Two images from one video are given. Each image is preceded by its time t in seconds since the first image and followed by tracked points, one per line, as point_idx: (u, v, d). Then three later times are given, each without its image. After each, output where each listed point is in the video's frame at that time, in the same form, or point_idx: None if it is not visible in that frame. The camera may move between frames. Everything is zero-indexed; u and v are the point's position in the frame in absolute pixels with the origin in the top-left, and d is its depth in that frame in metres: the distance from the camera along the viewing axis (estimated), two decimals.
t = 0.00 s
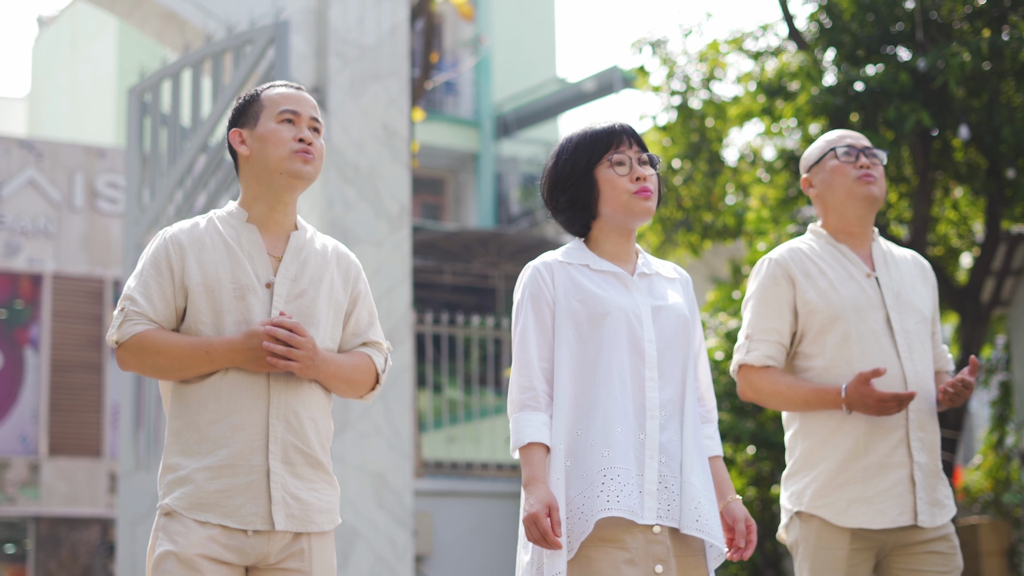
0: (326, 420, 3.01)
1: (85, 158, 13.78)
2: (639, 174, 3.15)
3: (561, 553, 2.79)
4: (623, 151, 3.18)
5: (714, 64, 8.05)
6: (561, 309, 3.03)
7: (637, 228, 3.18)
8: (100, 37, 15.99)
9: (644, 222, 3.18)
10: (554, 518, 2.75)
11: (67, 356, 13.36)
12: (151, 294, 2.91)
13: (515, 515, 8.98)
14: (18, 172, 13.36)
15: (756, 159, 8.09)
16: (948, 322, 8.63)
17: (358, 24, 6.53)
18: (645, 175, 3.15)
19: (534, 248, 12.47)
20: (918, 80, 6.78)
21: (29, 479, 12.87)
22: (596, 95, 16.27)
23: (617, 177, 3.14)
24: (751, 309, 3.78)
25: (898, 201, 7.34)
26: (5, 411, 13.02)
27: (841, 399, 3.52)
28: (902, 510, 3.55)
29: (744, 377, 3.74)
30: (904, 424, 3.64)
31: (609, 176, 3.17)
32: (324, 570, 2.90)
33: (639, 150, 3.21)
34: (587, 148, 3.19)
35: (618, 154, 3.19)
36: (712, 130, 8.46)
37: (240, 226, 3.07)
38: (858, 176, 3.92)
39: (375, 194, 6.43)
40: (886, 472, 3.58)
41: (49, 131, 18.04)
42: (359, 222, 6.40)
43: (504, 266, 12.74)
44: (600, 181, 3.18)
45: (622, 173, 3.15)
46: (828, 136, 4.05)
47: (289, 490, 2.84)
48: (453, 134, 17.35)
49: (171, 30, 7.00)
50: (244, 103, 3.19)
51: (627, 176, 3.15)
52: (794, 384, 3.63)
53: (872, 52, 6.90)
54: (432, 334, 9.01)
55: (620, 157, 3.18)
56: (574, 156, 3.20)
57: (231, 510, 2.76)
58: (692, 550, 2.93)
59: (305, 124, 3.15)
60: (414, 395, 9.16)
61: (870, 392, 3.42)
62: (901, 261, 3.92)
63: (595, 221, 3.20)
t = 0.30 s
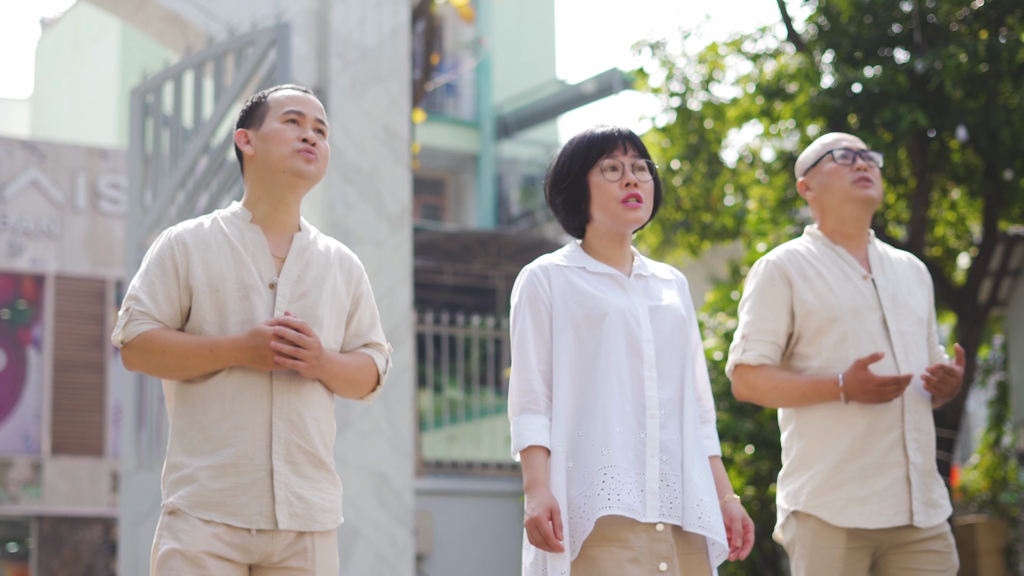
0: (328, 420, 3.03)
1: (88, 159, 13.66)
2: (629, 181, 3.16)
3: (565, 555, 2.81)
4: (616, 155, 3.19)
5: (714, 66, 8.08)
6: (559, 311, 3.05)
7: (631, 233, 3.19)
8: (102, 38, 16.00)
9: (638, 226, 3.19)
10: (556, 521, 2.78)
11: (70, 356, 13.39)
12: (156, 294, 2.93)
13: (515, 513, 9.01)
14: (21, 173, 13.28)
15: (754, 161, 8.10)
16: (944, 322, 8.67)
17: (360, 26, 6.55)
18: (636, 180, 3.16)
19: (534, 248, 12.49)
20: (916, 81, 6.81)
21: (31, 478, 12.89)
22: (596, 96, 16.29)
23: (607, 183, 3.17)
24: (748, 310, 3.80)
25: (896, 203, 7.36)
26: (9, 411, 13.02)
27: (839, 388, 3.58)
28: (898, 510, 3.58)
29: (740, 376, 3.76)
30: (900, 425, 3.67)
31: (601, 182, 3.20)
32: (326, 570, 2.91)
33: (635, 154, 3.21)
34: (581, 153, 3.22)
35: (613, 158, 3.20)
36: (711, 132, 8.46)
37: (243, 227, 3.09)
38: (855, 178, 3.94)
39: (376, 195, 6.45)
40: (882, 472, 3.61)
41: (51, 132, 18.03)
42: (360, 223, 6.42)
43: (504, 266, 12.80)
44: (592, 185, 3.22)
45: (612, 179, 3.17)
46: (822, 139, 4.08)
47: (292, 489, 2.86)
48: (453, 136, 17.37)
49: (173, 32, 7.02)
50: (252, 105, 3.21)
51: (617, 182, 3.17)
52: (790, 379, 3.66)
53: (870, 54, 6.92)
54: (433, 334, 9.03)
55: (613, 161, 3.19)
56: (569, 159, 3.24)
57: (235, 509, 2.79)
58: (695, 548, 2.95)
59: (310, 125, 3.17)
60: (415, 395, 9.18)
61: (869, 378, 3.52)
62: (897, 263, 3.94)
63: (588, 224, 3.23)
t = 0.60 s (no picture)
0: (330, 418, 3.06)
1: (90, 160, 13.70)
2: (633, 184, 3.18)
3: (563, 553, 2.83)
4: (622, 158, 3.21)
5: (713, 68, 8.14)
6: (557, 311, 3.08)
7: (630, 235, 3.22)
8: (105, 40, 16.02)
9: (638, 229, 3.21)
10: (554, 521, 2.80)
11: (72, 356, 13.43)
12: (159, 295, 2.96)
13: (515, 513, 9.03)
14: (24, 174, 13.33)
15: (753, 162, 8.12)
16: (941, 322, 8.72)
17: (360, 28, 6.58)
18: (641, 184, 3.18)
19: (533, 248, 12.52)
20: (912, 83, 6.84)
21: (34, 478, 12.92)
22: (596, 97, 16.33)
23: (612, 185, 3.18)
24: (744, 311, 3.82)
25: (893, 204, 7.42)
26: (12, 409, 13.02)
27: (838, 375, 3.62)
28: (893, 509, 3.60)
29: (738, 377, 3.78)
30: (896, 424, 3.70)
31: (606, 182, 3.22)
32: (329, 568, 2.94)
33: (640, 157, 3.23)
34: (586, 153, 3.23)
35: (617, 160, 3.22)
36: (709, 133, 8.48)
37: (243, 227, 3.11)
38: (852, 181, 3.97)
39: (376, 196, 6.47)
40: (878, 471, 3.63)
41: (54, 133, 18.06)
42: (361, 223, 6.44)
43: (504, 267, 12.84)
44: (596, 185, 3.23)
45: (617, 181, 3.19)
46: (820, 141, 4.10)
47: (295, 487, 2.89)
48: (454, 137, 17.43)
49: (175, 33, 7.04)
50: (255, 108, 3.25)
51: (622, 183, 3.19)
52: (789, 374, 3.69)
53: (867, 56, 6.97)
54: (433, 334, 9.05)
55: (618, 163, 3.21)
56: (573, 158, 3.25)
57: (237, 508, 2.81)
58: (694, 546, 2.98)
59: (309, 125, 3.20)
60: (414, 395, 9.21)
61: (869, 362, 3.59)
62: (892, 265, 3.97)
63: (588, 223, 3.25)
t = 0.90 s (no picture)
0: (331, 417, 3.08)
1: (93, 161, 13.75)
2: (653, 185, 3.22)
3: (562, 549, 2.86)
4: (640, 160, 3.24)
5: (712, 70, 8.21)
6: (561, 309, 3.10)
7: (638, 237, 3.25)
8: (107, 41, 16.05)
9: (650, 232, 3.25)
10: (553, 515, 2.81)
11: (75, 355, 13.45)
12: (162, 294, 2.98)
13: (515, 512, 9.06)
14: (27, 175, 13.36)
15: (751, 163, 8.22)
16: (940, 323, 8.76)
17: (361, 30, 6.59)
18: (660, 187, 3.22)
19: (534, 249, 12.55)
20: (910, 85, 6.91)
21: (37, 477, 12.95)
22: (596, 99, 16.37)
23: (633, 185, 3.21)
24: (745, 310, 3.83)
25: (891, 205, 7.46)
26: (15, 408, 13.00)
27: (840, 369, 3.65)
28: (891, 509, 3.62)
29: (737, 376, 3.80)
30: (893, 425, 3.72)
31: (624, 182, 3.24)
32: (328, 567, 2.96)
33: (655, 160, 3.27)
34: (605, 150, 3.23)
35: (635, 161, 3.25)
36: (708, 134, 8.50)
37: (246, 227, 3.14)
38: (849, 183, 3.99)
39: (377, 197, 6.50)
40: (875, 472, 3.66)
41: (57, 134, 18.09)
42: (362, 224, 6.46)
43: (505, 267, 12.87)
44: (614, 184, 3.24)
45: (636, 182, 3.22)
46: (815, 143, 4.12)
47: (293, 486, 2.91)
48: (455, 138, 17.47)
49: (177, 35, 7.07)
50: (263, 104, 3.26)
51: (642, 185, 3.22)
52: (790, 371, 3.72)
53: (864, 59, 7.00)
54: (434, 334, 9.07)
55: (637, 165, 3.24)
56: (592, 156, 3.25)
57: (235, 506, 2.83)
58: (693, 545, 3.01)
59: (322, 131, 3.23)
60: (416, 395, 9.25)
61: (870, 355, 3.63)
62: (887, 267, 3.99)
63: (600, 222, 3.26)
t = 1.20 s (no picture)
0: (332, 418, 3.11)
1: (95, 162, 13.79)
2: (648, 191, 3.23)
3: (569, 549, 2.88)
4: (639, 165, 3.27)
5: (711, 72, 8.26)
6: (563, 311, 3.12)
7: (637, 241, 3.26)
8: (110, 43, 16.09)
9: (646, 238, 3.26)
10: (560, 516, 2.84)
11: (78, 356, 13.49)
12: (163, 294, 3.00)
13: (516, 512, 9.08)
14: (30, 176, 13.41)
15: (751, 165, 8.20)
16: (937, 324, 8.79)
17: (363, 32, 6.62)
18: (655, 193, 3.24)
19: (534, 250, 12.58)
20: (908, 88, 6.94)
21: (40, 476, 12.98)
22: (595, 101, 16.41)
23: (627, 190, 3.24)
24: (745, 311, 3.85)
25: (888, 206, 7.51)
26: (18, 408, 13.11)
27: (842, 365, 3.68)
28: (888, 509, 3.65)
29: (739, 376, 3.82)
30: (890, 426, 3.75)
31: (621, 187, 3.27)
32: (327, 566, 2.99)
33: (656, 167, 3.29)
34: (604, 156, 3.28)
35: (634, 167, 3.28)
36: (708, 136, 8.51)
37: (248, 228, 3.17)
38: (847, 186, 4.02)
39: (378, 198, 6.53)
40: (872, 472, 3.68)
41: (60, 135, 18.13)
42: (363, 225, 6.49)
43: (505, 268, 12.90)
44: (611, 188, 3.28)
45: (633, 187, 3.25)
46: (811, 146, 4.15)
47: (294, 485, 2.94)
48: (455, 140, 17.50)
49: (180, 37, 7.09)
50: (270, 103, 3.26)
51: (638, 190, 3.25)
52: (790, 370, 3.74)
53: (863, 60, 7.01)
54: (435, 335, 9.09)
55: (636, 170, 3.27)
56: (590, 160, 3.30)
57: (236, 504, 2.86)
58: (696, 545, 3.03)
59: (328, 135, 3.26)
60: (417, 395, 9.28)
61: (873, 349, 3.66)
62: (880, 271, 4.02)
63: (598, 225, 3.30)
